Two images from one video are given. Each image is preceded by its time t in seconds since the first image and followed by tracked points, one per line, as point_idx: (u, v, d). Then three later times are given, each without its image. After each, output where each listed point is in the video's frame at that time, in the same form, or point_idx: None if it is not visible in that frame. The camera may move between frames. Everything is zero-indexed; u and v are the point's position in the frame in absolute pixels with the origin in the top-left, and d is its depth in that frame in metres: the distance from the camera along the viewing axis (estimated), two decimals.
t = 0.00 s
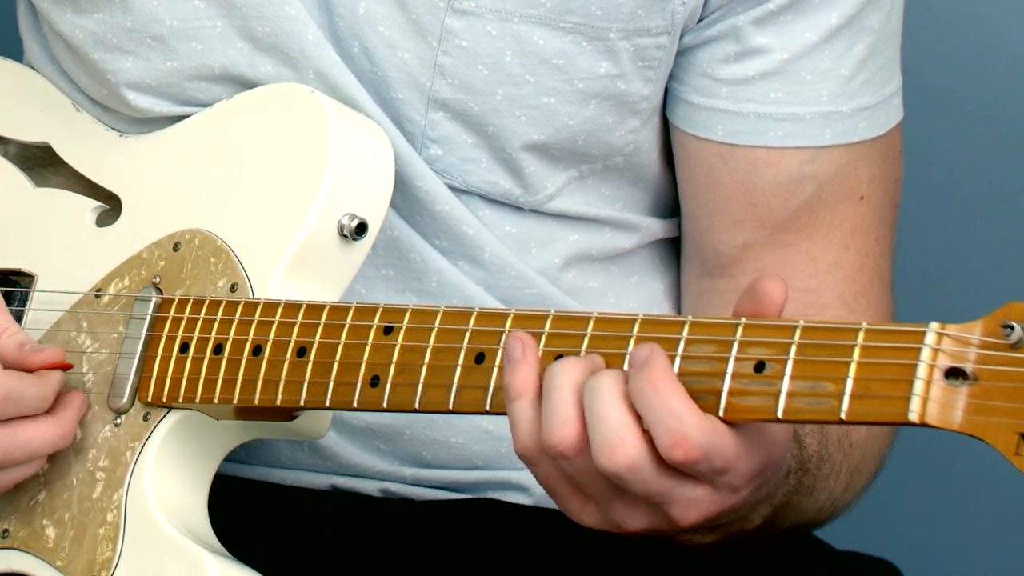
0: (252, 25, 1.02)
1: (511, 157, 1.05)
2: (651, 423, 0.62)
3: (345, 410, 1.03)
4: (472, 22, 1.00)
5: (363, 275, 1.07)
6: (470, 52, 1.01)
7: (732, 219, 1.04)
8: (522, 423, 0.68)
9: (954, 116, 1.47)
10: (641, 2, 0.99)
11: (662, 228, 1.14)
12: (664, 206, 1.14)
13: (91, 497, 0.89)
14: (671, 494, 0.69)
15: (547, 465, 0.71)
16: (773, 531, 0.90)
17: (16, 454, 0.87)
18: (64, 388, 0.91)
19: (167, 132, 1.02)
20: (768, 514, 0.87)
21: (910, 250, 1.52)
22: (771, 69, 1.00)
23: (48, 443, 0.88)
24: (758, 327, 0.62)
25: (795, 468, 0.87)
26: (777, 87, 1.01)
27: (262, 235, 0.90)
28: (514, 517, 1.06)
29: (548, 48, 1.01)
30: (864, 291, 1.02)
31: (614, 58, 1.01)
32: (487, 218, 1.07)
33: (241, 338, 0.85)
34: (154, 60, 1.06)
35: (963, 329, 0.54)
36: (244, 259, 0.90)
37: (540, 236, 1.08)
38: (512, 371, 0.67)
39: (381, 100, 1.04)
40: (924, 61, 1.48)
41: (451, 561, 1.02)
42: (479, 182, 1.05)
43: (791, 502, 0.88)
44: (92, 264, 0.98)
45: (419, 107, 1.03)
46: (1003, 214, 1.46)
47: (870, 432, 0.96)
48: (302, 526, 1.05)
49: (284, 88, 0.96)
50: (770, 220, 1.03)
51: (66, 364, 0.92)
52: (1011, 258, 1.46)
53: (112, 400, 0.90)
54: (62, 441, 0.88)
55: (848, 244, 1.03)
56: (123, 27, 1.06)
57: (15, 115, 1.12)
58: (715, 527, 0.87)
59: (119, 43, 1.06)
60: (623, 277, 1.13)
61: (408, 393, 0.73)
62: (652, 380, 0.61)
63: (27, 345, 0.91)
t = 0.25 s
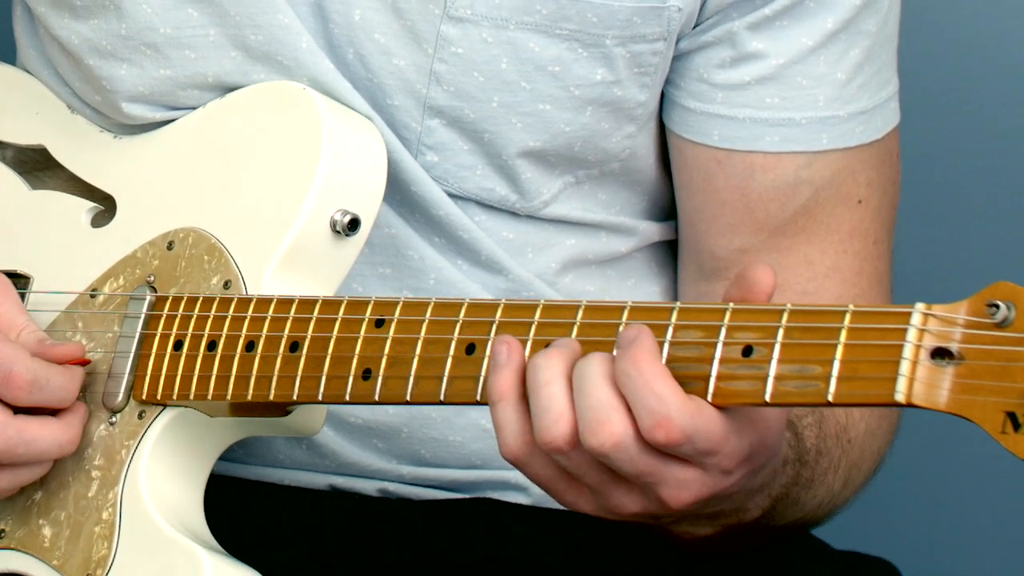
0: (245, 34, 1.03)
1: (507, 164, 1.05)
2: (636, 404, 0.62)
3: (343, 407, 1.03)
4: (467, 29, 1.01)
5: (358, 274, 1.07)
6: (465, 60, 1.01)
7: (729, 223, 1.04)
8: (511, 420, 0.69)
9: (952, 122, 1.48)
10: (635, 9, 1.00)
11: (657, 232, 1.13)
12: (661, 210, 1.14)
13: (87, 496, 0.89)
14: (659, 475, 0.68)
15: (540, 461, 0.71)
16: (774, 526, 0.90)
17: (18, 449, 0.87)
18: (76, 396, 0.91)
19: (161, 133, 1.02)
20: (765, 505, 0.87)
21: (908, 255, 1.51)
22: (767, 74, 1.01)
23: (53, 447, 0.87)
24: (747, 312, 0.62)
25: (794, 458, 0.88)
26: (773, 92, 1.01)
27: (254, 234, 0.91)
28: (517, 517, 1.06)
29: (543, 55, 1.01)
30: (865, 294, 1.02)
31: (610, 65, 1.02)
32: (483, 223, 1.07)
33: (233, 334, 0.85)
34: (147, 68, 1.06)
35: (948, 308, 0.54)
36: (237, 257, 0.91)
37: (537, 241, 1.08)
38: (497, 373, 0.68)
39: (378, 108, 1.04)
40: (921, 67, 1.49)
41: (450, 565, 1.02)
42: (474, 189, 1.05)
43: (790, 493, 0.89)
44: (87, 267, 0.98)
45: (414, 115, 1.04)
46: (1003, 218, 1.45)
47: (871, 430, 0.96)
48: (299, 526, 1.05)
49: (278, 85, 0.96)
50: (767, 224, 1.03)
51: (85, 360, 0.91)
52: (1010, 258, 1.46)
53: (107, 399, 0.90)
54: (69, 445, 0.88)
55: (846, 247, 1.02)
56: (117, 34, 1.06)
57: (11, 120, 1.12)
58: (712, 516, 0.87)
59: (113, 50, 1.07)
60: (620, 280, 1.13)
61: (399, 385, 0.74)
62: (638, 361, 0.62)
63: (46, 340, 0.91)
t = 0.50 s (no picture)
0: (242, 35, 1.03)
1: (503, 166, 1.05)
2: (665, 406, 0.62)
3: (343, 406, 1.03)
4: (464, 31, 1.01)
5: (357, 271, 1.07)
6: (462, 62, 1.01)
7: (731, 229, 1.04)
8: (538, 443, 0.70)
9: (950, 124, 1.48)
10: (633, 13, 1.00)
11: (656, 232, 1.13)
12: (660, 210, 1.14)
13: (86, 495, 0.89)
14: (691, 486, 0.68)
15: (570, 485, 0.73)
16: (790, 543, 0.90)
17: (17, 451, 0.86)
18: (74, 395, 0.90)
19: (159, 132, 1.02)
20: (790, 522, 0.88)
21: (912, 254, 1.51)
22: (766, 78, 1.01)
23: (51, 447, 0.87)
24: (744, 308, 0.62)
25: (813, 473, 0.88)
26: (773, 96, 1.01)
27: (253, 232, 0.91)
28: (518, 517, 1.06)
29: (540, 57, 1.01)
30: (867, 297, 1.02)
31: (607, 67, 1.02)
32: (481, 225, 1.07)
33: (231, 333, 0.85)
34: (145, 69, 1.06)
35: (945, 304, 0.54)
36: (235, 256, 0.90)
37: (535, 242, 1.08)
38: (515, 401, 0.68)
39: (374, 110, 1.04)
40: (920, 68, 1.49)
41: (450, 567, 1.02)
42: (471, 190, 1.06)
43: (812, 508, 0.89)
44: (84, 268, 0.98)
45: (412, 116, 1.04)
46: (1003, 220, 1.45)
47: (883, 436, 0.96)
48: (299, 526, 1.05)
49: (274, 83, 0.96)
50: (769, 229, 1.03)
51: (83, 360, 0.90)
52: (1009, 258, 1.45)
53: (105, 399, 0.90)
54: (67, 446, 0.88)
55: (850, 251, 1.02)
56: (115, 35, 1.06)
57: (8, 121, 1.12)
58: (737, 536, 0.87)
59: (111, 51, 1.07)
60: (619, 280, 1.13)
61: (397, 382, 0.74)
62: (664, 363, 0.61)
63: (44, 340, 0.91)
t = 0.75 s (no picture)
0: (245, 36, 1.03)
1: (504, 167, 1.05)
2: (668, 412, 0.62)
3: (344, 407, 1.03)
4: (466, 32, 1.01)
5: (358, 273, 1.07)
6: (463, 63, 1.01)
7: (733, 231, 1.04)
8: (542, 447, 0.71)
9: (953, 123, 1.48)
10: (634, 13, 1.00)
11: (658, 233, 1.13)
12: (661, 211, 1.14)
13: (87, 496, 0.89)
14: (695, 489, 0.68)
15: (573, 489, 0.73)
16: (795, 544, 0.91)
17: (18, 449, 0.87)
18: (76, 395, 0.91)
19: (160, 133, 1.02)
20: (793, 522, 0.88)
21: (907, 257, 1.51)
22: (768, 79, 1.01)
23: (52, 447, 0.87)
24: (746, 311, 0.62)
25: (817, 473, 0.89)
26: (775, 97, 1.01)
27: (254, 234, 0.91)
28: (517, 518, 1.06)
29: (541, 58, 1.01)
30: (868, 298, 1.02)
31: (609, 69, 1.02)
32: (482, 225, 1.07)
33: (234, 334, 0.85)
34: (146, 69, 1.06)
35: (948, 309, 0.54)
36: (237, 257, 0.90)
37: (536, 242, 1.08)
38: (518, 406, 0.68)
39: (375, 110, 1.04)
40: (921, 69, 1.49)
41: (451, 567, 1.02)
42: (473, 191, 1.06)
43: (815, 509, 0.89)
44: (86, 268, 0.98)
45: (413, 117, 1.04)
46: (1003, 220, 1.45)
47: (885, 436, 0.96)
48: (300, 526, 1.05)
49: (275, 83, 0.96)
50: (771, 230, 1.03)
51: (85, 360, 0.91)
52: (1008, 258, 1.45)
53: (107, 400, 0.90)
54: (68, 445, 0.88)
55: (851, 252, 1.03)
56: (116, 35, 1.06)
57: (9, 121, 1.12)
58: (744, 537, 0.86)
59: (113, 51, 1.07)
60: (619, 280, 1.13)
61: (399, 385, 0.74)
62: (665, 368, 0.61)
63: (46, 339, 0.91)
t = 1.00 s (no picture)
0: (245, 35, 1.03)
1: (505, 167, 1.05)
2: (666, 417, 0.62)
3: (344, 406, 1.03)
4: (467, 32, 1.01)
5: (358, 273, 1.07)
6: (464, 62, 1.01)
7: (734, 231, 1.04)
8: (541, 454, 0.71)
9: (954, 123, 1.47)
10: (635, 13, 1.00)
11: (659, 233, 1.13)
12: (662, 211, 1.14)
13: (87, 495, 0.89)
14: (695, 490, 0.68)
15: (574, 494, 0.73)
16: (795, 544, 0.90)
17: (18, 450, 0.87)
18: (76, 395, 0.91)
19: (160, 134, 1.03)
20: (796, 521, 0.88)
21: (909, 256, 1.51)
22: (770, 79, 1.01)
23: (52, 447, 0.88)
24: (743, 311, 0.62)
25: (818, 472, 0.89)
26: (776, 97, 1.01)
27: (253, 233, 0.91)
28: (517, 518, 1.06)
29: (542, 58, 1.01)
30: (869, 297, 1.02)
31: (610, 69, 1.02)
32: (483, 225, 1.07)
33: (233, 333, 0.85)
34: (148, 69, 1.06)
35: (944, 308, 0.54)
36: (237, 257, 0.91)
37: (536, 242, 1.08)
38: (517, 412, 0.68)
39: (376, 110, 1.04)
40: (923, 68, 1.49)
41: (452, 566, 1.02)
42: (474, 191, 1.06)
43: (817, 508, 0.89)
44: (87, 267, 0.98)
45: (414, 116, 1.04)
46: (1006, 220, 1.45)
47: (885, 436, 0.96)
48: (300, 526, 1.05)
49: (275, 83, 0.96)
50: (772, 230, 1.03)
51: (85, 360, 0.91)
52: (1009, 258, 1.45)
53: (107, 399, 0.90)
54: (67, 445, 0.88)
55: (852, 251, 1.03)
56: (117, 35, 1.06)
57: (11, 120, 1.12)
58: (745, 536, 0.87)
59: (114, 51, 1.07)
60: (620, 280, 1.13)
61: (397, 385, 0.74)
62: (662, 374, 0.61)
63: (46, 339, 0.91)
